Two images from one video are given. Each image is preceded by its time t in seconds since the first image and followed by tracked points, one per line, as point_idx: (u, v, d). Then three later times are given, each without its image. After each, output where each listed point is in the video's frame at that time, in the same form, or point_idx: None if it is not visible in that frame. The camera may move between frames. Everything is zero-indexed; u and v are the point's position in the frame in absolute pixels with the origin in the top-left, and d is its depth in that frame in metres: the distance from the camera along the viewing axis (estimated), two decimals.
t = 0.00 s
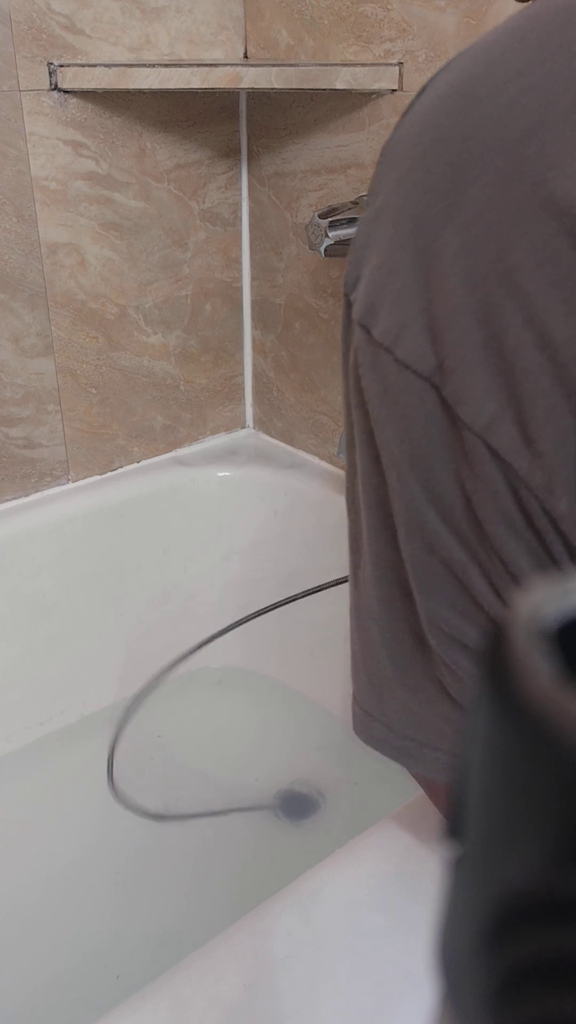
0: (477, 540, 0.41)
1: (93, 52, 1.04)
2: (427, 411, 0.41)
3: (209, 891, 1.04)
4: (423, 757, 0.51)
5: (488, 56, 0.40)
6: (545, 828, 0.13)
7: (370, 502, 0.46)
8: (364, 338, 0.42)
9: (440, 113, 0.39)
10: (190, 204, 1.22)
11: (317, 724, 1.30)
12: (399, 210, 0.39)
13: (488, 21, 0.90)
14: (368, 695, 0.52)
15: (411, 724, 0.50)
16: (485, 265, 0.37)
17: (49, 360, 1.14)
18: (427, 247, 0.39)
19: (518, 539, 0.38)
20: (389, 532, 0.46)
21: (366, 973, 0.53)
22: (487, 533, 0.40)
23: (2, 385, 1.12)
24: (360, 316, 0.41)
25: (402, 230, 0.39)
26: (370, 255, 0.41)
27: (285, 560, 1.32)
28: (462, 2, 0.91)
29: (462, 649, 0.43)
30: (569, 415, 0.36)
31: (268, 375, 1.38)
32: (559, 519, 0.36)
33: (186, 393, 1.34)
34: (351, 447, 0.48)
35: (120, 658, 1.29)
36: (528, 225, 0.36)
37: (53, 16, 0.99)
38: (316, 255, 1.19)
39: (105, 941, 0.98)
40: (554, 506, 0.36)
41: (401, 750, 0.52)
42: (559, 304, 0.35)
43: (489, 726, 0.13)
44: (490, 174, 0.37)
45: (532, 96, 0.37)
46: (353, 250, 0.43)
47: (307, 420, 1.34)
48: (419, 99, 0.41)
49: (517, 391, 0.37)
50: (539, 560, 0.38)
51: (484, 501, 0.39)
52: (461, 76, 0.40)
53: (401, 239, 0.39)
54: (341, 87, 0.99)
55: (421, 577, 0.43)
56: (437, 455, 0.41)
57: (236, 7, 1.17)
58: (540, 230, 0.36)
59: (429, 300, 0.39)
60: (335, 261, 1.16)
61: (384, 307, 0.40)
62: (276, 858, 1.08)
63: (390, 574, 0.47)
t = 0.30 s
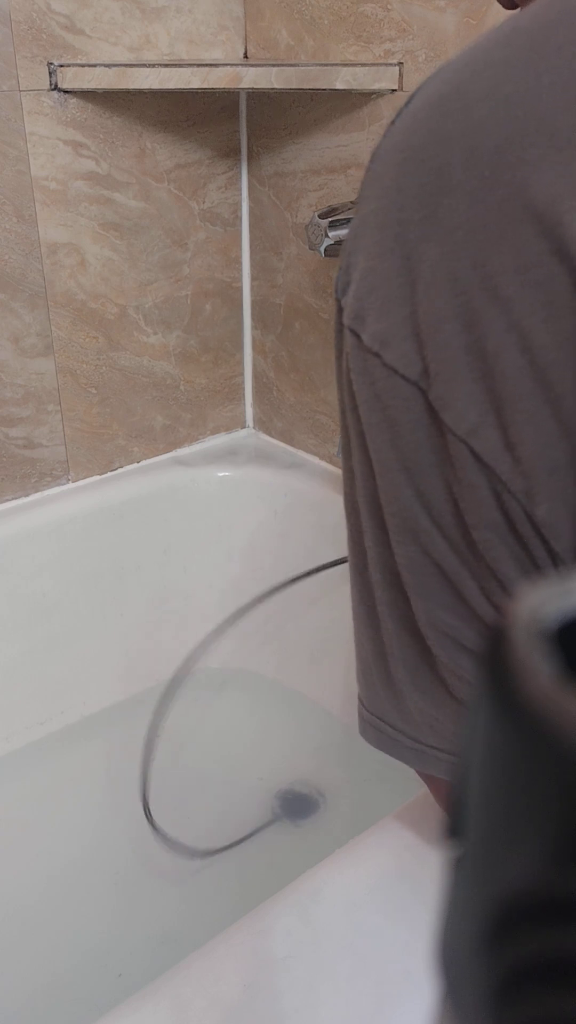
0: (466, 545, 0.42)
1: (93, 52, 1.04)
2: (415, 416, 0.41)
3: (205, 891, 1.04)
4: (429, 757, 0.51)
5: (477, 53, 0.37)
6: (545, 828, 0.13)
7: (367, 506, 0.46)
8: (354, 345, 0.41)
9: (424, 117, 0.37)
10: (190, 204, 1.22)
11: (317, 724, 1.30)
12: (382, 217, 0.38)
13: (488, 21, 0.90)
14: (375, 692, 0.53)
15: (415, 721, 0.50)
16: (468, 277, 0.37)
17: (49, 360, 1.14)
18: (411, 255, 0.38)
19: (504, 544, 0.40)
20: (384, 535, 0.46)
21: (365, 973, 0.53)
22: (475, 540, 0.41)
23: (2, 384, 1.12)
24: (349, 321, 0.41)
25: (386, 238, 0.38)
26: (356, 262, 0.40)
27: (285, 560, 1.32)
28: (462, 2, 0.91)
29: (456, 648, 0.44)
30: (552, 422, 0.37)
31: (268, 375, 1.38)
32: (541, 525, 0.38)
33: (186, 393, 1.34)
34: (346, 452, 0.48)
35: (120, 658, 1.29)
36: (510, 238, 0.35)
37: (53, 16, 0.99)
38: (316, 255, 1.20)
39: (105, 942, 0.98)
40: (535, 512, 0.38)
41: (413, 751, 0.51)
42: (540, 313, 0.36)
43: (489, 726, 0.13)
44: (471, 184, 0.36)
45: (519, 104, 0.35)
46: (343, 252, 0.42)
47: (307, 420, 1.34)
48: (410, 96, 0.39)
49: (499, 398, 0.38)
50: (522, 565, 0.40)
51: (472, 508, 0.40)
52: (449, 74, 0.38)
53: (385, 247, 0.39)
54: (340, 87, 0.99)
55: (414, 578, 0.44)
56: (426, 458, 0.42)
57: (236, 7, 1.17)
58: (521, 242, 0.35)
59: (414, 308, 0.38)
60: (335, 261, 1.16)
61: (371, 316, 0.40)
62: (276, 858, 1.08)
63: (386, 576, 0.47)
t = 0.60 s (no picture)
0: (464, 546, 0.42)
1: (93, 52, 1.04)
2: (414, 418, 0.40)
3: (204, 891, 1.04)
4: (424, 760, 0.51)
5: (477, 60, 0.38)
6: (545, 828, 0.13)
7: (365, 508, 0.46)
8: (353, 346, 0.41)
9: (424, 121, 0.38)
10: (190, 204, 1.22)
11: (317, 724, 1.30)
12: (383, 220, 0.38)
13: (488, 21, 0.90)
14: (367, 695, 0.52)
15: (410, 724, 0.50)
16: (466, 277, 0.37)
17: (49, 360, 1.14)
18: (410, 258, 0.38)
19: (503, 544, 0.40)
20: (382, 536, 0.46)
21: (365, 973, 0.53)
22: (473, 540, 0.41)
23: (2, 384, 1.12)
24: (350, 322, 0.41)
25: (386, 240, 0.38)
26: (358, 264, 0.40)
27: (285, 560, 1.32)
28: (462, 2, 0.91)
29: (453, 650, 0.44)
30: (549, 423, 0.37)
31: (268, 375, 1.38)
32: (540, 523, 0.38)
33: (186, 393, 1.34)
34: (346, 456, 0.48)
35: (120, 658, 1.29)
36: (508, 239, 0.35)
37: (53, 16, 0.99)
38: (316, 255, 1.19)
39: (105, 942, 0.98)
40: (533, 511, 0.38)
41: (400, 753, 0.51)
42: (537, 315, 0.36)
43: (489, 726, 0.13)
44: (470, 187, 0.36)
45: (518, 109, 0.35)
46: (345, 256, 0.42)
47: (307, 420, 1.34)
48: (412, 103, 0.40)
49: (498, 399, 0.38)
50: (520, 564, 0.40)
51: (470, 507, 0.40)
52: (449, 80, 0.38)
53: (384, 250, 0.39)
54: (340, 87, 0.99)
55: (410, 578, 0.44)
56: (425, 458, 0.41)
57: (236, 7, 1.17)
58: (518, 245, 0.35)
59: (412, 311, 0.38)
60: (334, 261, 1.16)
61: (370, 317, 0.40)
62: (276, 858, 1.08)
63: (384, 577, 0.47)
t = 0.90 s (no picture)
0: (469, 545, 0.42)
1: (93, 52, 1.04)
2: (420, 417, 0.40)
3: (205, 891, 1.04)
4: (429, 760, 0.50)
5: (479, 61, 0.38)
6: (545, 828, 0.13)
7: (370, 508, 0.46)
8: (359, 346, 0.41)
9: (428, 122, 0.38)
10: (190, 204, 1.22)
11: (317, 724, 1.30)
12: (387, 222, 0.39)
13: (488, 22, 0.90)
14: (372, 695, 0.52)
15: (413, 723, 0.50)
16: (469, 277, 0.37)
17: (49, 360, 1.14)
18: (415, 259, 0.38)
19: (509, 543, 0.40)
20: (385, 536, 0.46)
21: (366, 973, 0.53)
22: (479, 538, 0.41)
23: (2, 384, 1.12)
24: (356, 323, 0.41)
25: (391, 242, 0.39)
26: (362, 265, 0.40)
27: (285, 560, 1.32)
28: (462, 2, 0.91)
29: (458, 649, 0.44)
30: (555, 422, 0.36)
31: (268, 375, 1.38)
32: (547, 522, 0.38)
33: (186, 393, 1.34)
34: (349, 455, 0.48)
35: (120, 658, 1.29)
36: (511, 239, 0.35)
37: (53, 16, 0.99)
38: (316, 255, 1.20)
39: (106, 942, 0.98)
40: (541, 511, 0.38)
41: (408, 753, 0.51)
42: (542, 315, 0.35)
43: (489, 726, 0.13)
44: (474, 188, 0.36)
45: (521, 109, 0.35)
46: (349, 258, 0.42)
47: (307, 420, 1.34)
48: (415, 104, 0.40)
49: (504, 398, 0.37)
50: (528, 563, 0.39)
51: (475, 506, 0.40)
52: (451, 82, 0.38)
53: (388, 251, 0.39)
54: (340, 87, 0.99)
55: (414, 576, 0.44)
56: (430, 457, 0.41)
57: (236, 7, 1.17)
58: (523, 245, 0.35)
59: (418, 311, 0.38)
60: (334, 261, 1.16)
61: (375, 318, 0.40)
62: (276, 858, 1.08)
63: (388, 578, 0.47)
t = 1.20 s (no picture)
0: (456, 540, 0.42)
1: (93, 52, 1.04)
2: (407, 410, 0.41)
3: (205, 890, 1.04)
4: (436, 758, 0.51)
5: (473, 60, 0.37)
6: (545, 828, 0.13)
7: (366, 505, 0.46)
8: (349, 345, 0.41)
9: (416, 121, 0.37)
10: (190, 204, 1.22)
11: (317, 725, 1.29)
12: (377, 221, 0.39)
13: (488, 21, 0.90)
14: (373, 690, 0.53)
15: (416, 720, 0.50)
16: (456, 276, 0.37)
17: (49, 360, 1.14)
18: (401, 257, 0.38)
19: (492, 536, 0.40)
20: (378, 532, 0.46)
21: (365, 973, 0.54)
22: (463, 532, 0.41)
23: (2, 384, 1.12)
24: (345, 323, 0.41)
25: (380, 241, 0.39)
26: (353, 263, 0.40)
27: (285, 560, 1.32)
28: (462, 2, 0.91)
29: (449, 642, 0.44)
30: (535, 417, 0.37)
31: (268, 375, 1.38)
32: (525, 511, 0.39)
33: (186, 393, 1.34)
34: (345, 451, 0.48)
35: (120, 658, 1.29)
36: (501, 241, 0.35)
37: (53, 16, 0.99)
38: (316, 255, 1.20)
39: (106, 942, 0.99)
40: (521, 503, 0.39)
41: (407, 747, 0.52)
42: (525, 312, 0.36)
43: (489, 726, 0.13)
44: (458, 187, 0.36)
45: (512, 109, 0.34)
46: (340, 257, 0.42)
47: (307, 420, 1.34)
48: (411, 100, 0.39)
49: (482, 390, 0.38)
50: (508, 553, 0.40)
51: (460, 500, 0.40)
52: (444, 80, 0.38)
53: (378, 249, 0.39)
54: (340, 87, 0.99)
55: (406, 572, 0.44)
56: (419, 452, 0.41)
57: (236, 6, 1.17)
58: (505, 244, 0.35)
59: (404, 309, 0.39)
60: (335, 261, 1.16)
61: (364, 315, 0.40)
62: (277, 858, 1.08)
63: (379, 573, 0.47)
